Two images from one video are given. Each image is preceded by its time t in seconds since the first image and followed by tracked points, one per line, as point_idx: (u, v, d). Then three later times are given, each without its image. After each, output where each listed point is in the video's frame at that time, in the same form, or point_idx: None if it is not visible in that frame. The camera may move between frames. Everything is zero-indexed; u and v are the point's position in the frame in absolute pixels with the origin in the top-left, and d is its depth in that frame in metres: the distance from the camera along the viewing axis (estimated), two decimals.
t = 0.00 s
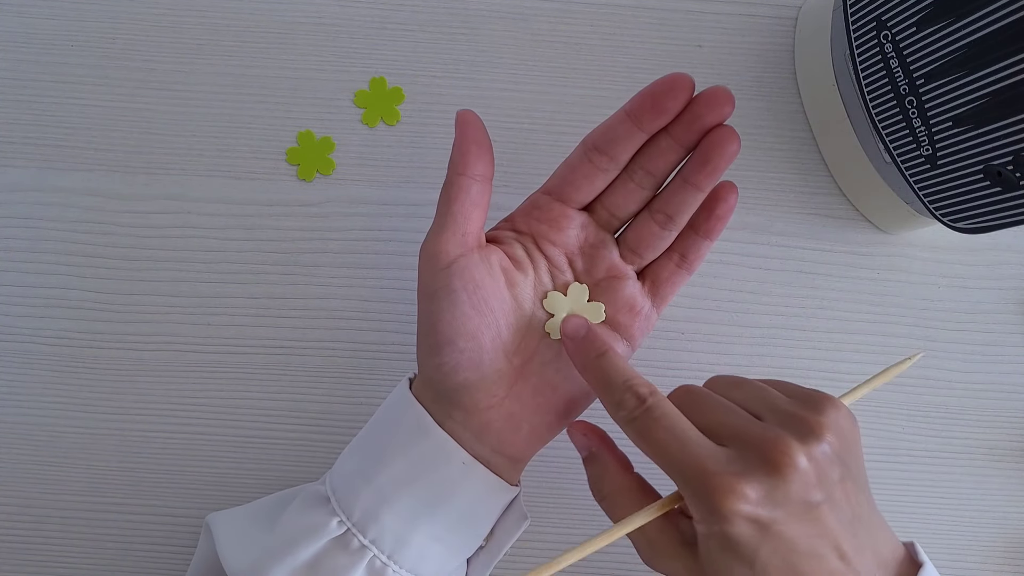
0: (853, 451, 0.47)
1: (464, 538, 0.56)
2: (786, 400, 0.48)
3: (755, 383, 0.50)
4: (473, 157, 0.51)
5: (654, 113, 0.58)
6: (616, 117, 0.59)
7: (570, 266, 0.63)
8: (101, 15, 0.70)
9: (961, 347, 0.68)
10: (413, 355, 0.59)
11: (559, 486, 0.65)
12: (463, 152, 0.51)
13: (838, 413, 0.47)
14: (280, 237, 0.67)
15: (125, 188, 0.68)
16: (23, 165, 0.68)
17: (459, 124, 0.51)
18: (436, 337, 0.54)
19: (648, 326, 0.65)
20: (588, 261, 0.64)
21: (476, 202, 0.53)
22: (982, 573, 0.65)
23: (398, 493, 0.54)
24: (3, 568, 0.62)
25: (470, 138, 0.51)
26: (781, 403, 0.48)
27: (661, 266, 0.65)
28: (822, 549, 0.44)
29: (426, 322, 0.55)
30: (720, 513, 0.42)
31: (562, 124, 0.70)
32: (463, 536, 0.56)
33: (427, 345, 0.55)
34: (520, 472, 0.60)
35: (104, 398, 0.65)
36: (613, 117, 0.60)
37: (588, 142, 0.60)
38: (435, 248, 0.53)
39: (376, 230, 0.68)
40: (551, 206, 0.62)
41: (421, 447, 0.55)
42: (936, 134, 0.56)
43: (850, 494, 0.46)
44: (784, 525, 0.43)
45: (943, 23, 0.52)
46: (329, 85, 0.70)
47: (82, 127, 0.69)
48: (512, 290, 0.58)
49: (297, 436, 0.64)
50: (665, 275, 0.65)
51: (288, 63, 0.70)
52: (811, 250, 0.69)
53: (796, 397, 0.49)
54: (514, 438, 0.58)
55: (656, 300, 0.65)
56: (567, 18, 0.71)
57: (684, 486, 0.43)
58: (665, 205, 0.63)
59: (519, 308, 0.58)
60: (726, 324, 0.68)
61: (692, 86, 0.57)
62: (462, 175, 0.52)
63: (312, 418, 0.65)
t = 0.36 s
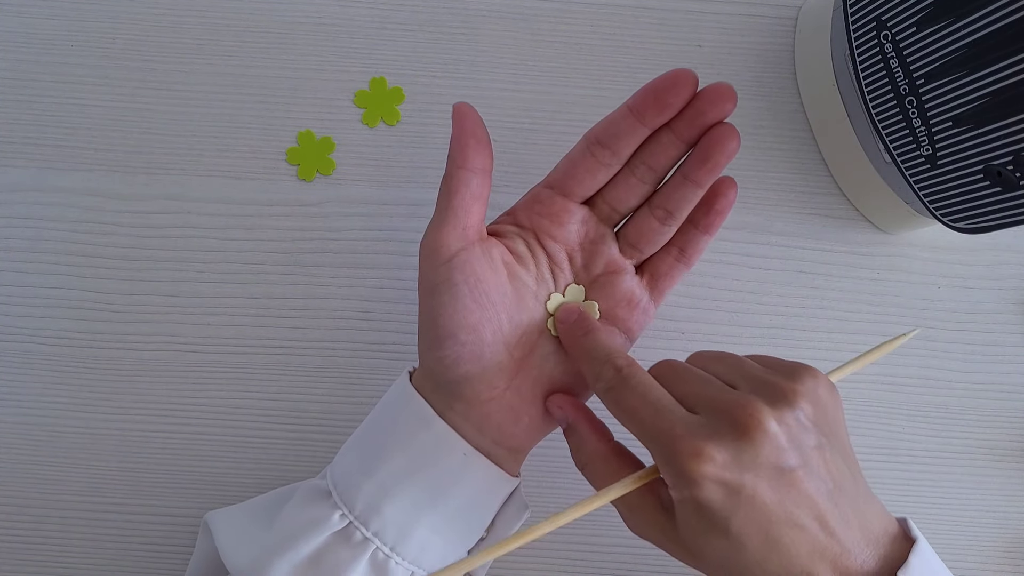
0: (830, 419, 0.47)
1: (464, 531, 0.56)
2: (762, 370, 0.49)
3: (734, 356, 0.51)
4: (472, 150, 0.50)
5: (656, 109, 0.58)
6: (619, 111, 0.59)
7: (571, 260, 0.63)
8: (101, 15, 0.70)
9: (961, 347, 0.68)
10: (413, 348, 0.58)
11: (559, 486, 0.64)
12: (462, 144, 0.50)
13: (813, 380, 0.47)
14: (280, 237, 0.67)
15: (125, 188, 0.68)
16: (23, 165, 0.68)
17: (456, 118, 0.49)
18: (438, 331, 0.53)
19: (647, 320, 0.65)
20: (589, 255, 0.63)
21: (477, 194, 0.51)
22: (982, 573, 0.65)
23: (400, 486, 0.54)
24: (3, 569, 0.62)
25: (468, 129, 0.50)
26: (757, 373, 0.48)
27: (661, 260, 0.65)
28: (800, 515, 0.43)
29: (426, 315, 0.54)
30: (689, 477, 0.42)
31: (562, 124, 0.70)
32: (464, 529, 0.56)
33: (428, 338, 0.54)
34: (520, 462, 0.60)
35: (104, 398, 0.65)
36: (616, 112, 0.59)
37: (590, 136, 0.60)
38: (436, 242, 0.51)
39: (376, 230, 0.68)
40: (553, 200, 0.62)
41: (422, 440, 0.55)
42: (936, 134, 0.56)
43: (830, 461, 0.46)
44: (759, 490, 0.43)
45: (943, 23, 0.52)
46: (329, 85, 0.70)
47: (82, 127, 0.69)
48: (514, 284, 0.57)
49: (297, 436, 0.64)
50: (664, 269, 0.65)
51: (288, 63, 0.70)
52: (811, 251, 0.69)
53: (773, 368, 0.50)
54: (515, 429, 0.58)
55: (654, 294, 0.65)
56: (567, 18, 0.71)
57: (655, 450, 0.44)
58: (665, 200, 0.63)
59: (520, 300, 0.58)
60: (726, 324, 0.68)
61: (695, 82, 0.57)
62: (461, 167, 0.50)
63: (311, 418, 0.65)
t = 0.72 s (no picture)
0: (805, 357, 0.51)
1: (467, 499, 0.59)
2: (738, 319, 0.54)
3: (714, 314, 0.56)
4: (475, 130, 0.54)
5: (660, 108, 0.59)
6: (625, 108, 0.61)
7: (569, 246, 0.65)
8: (101, 15, 0.70)
9: (961, 347, 0.68)
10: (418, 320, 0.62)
11: (559, 486, 0.64)
12: (465, 124, 0.54)
13: (785, 323, 0.52)
14: (280, 237, 0.67)
15: (125, 188, 0.68)
16: (23, 165, 0.68)
17: (460, 99, 0.54)
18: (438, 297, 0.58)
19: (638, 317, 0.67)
20: (584, 242, 0.65)
21: (479, 170, 0.55)
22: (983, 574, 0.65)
23: (406, 451, 0.57)
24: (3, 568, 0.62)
25: (472, 112, 0.54)
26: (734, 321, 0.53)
27: (649, 259, 0.66)
28: (773, 440, 0.47)
29: (429, 284, 0.59)
30: (670, 404, 0.47)
31: (562, 123, 0.70)
32: (466, 498, 0.59)
33: (431, 307, 0.59)
34: (519, 430, 0.63)
35: (104, 398, 0.65)
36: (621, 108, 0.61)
37: (595, 130, 0.62)
38: (438, 214, 0.56)
39: (376, 230, 0.68)
40: (555, 187, 0.64)
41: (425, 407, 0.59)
42: (936, 133, 0.56)
43: (804, 394, 0.49)
44: (735, 417, 0.47)
45: (943, 22, 0.52)
46: (329, 85, 0.70)
47: (82, 127, 0.69)
48: (514, 262, 0.61)
49: (297, 436, 0.64)
50: (653, 263, 0.66)
51: (288, 63, 0.70)
52: (812, 250, 0.69)
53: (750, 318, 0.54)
54: (511, 399, 0.62)
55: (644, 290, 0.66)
56: (567, 18, 0.71)
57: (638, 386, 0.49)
58: (655, 200, 0.63)
59: (519, 277, 0.61)
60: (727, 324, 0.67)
61: (697, 85, 0.58)
62: (463, 146, 0.54)
63: (311, 418, 0.65)
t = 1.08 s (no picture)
0: (801, 343, 0.52)
1: (473, 492, 0.60)
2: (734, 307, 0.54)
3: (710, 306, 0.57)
4: (483, 134, 0.55)
5: (661, 118, 0.60)
6: (627, 117, 0.61)
7: (572, 247, 0.66)
8: (101, 15, 0.70)
9: (961, 347, 0.68)
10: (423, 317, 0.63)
11: (560, 486, 0.64)
12: (474, 129, 0.55)
13: (780, 309, 0.52)
14: (280, 237, 0.67)
15: (125, 188, 0.68)
16: (23, 165, 0.68)
17: (472, 105, 0.55)
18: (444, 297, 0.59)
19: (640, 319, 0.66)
20: (587, 245, 0.66)
21: (485, 175, 0.56)
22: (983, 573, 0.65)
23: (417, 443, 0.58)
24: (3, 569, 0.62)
25: (482, 117, 0.55)
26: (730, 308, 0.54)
27: (648, 261, 0.66)
28: (768, 421, 0.47)
29: (435, 284, 0.59)
30: (663, 384, 0.47)
31: (562, 123, 0.70)
32: (473, 491, 0.60)
33: (437, 305, 0.60)
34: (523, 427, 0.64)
35: (104, 398, 0.65)
36: (624, 116, 0.61)
37: (598, 137, 0.62)
38: (444, 217, 0.57)
39: (376, 229, 0.68)
40: (558, 191, 0.64)
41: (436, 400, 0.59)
42: (936, 134, 0.56)
43: (798, 379, 0.50)
44: (728, 397, 0.47)
45: (943, 22, 0.52)
46: (329, 85, 0.70)
47: (82, 127, 0.69)
48: (519, 263, 0.61)
49: (297, 436, 0.64)
50: (652, 267, 0.66)
51: (288, 63, 0.70)
52: (812, 250, 0.69)
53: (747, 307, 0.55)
54: (515, 397, 0.62)
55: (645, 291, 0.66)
56: (567, 18, 0.71)
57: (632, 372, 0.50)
58: (655, 205, 0.63)
59: (524, 277, 0.62)
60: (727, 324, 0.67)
61: (697, 95, 0.59)
62: (471, 151, 0.55)
63: (312, 418, 0.65)
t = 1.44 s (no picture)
0: (803, 334, 0.52)
1: (472, 487, 0.60)
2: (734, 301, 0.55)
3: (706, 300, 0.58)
4: (476, 136, 0.55)
5: (655, 121, 0.59)
6: (621, 119, 0.61)
7: (566, 248, 0.66)
8: (101, 15, 0.70)
9: (961, 347, 0.68)
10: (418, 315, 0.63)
11: (559, 487, 0.64)
12: (467, 130, 0.54)
13: (782, 302, 0.53)
14: (280, 237, 0.67)
15: (125, 188, 0.68)
16: (23, 165, 0.68)
17: (464, 105, 0.54)
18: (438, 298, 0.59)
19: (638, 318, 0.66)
20: (581, 245, 0.66)
21: (478, 176, 0.56)
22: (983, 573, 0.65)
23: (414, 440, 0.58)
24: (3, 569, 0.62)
25: (471, 117, 0.54)
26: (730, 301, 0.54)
27: (641, 262, 0.66)
28: (774, 412, 0.48)
29: (429, 285, 0.59)
30: (672, 375, 0.47)
31: (562, 123, 0.70)
32: (471, 485, 0.60)
33: (431, 306, 0.60)
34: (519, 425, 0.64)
35: (105, 398, 0.65)
36: (618, 118, 0.61)
37: (592, 138, 0.62)
38: (437, 219, 0.57)
39: (376, 229, 0.68)
40: (553, 192, 0.64)
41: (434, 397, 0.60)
42: (936, 133, 0.56)
43: (801, 370, 0.50)
44: (735, 388, 0.48)
45: (943, 22, 0.52)
46: (329, 86, 0.70)
47: (82, 127, 0.69)
48: (512, 263, 0.61)
49: (296, 436, 0.64)
50: (646, 269, 0.66)
51: (289, 63, 0.70)
52: (811, 250, 0.69)
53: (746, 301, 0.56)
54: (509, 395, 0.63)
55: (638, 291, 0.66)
56: (567, 18, 0.71)
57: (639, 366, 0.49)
58: (648, 206, 0.63)
59: (517, 277, 0.62)
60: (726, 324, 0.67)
61: (692, 99, 0.59)
62: (461, 153, 0.55)
63: (311, 418, 0.65)
